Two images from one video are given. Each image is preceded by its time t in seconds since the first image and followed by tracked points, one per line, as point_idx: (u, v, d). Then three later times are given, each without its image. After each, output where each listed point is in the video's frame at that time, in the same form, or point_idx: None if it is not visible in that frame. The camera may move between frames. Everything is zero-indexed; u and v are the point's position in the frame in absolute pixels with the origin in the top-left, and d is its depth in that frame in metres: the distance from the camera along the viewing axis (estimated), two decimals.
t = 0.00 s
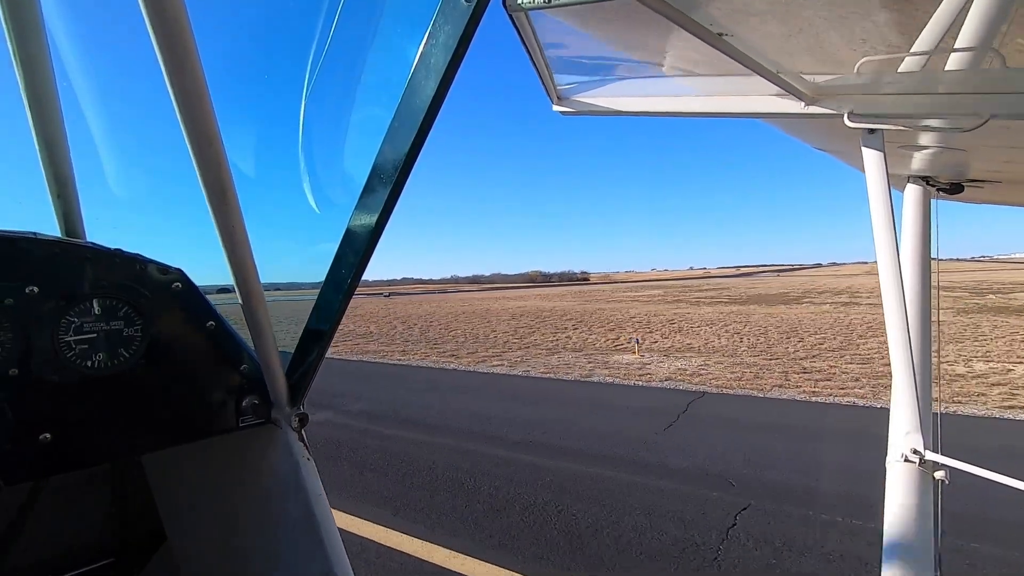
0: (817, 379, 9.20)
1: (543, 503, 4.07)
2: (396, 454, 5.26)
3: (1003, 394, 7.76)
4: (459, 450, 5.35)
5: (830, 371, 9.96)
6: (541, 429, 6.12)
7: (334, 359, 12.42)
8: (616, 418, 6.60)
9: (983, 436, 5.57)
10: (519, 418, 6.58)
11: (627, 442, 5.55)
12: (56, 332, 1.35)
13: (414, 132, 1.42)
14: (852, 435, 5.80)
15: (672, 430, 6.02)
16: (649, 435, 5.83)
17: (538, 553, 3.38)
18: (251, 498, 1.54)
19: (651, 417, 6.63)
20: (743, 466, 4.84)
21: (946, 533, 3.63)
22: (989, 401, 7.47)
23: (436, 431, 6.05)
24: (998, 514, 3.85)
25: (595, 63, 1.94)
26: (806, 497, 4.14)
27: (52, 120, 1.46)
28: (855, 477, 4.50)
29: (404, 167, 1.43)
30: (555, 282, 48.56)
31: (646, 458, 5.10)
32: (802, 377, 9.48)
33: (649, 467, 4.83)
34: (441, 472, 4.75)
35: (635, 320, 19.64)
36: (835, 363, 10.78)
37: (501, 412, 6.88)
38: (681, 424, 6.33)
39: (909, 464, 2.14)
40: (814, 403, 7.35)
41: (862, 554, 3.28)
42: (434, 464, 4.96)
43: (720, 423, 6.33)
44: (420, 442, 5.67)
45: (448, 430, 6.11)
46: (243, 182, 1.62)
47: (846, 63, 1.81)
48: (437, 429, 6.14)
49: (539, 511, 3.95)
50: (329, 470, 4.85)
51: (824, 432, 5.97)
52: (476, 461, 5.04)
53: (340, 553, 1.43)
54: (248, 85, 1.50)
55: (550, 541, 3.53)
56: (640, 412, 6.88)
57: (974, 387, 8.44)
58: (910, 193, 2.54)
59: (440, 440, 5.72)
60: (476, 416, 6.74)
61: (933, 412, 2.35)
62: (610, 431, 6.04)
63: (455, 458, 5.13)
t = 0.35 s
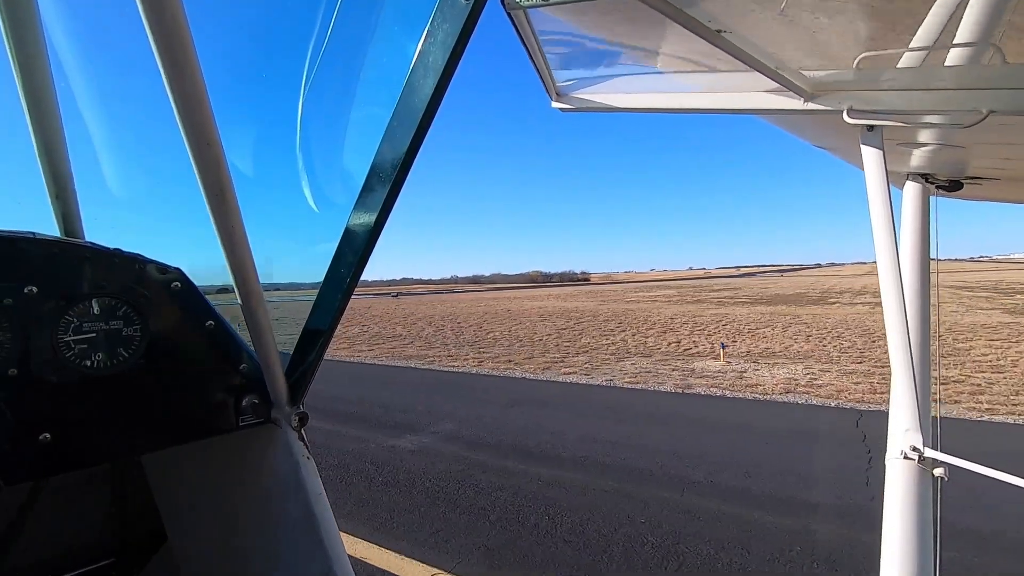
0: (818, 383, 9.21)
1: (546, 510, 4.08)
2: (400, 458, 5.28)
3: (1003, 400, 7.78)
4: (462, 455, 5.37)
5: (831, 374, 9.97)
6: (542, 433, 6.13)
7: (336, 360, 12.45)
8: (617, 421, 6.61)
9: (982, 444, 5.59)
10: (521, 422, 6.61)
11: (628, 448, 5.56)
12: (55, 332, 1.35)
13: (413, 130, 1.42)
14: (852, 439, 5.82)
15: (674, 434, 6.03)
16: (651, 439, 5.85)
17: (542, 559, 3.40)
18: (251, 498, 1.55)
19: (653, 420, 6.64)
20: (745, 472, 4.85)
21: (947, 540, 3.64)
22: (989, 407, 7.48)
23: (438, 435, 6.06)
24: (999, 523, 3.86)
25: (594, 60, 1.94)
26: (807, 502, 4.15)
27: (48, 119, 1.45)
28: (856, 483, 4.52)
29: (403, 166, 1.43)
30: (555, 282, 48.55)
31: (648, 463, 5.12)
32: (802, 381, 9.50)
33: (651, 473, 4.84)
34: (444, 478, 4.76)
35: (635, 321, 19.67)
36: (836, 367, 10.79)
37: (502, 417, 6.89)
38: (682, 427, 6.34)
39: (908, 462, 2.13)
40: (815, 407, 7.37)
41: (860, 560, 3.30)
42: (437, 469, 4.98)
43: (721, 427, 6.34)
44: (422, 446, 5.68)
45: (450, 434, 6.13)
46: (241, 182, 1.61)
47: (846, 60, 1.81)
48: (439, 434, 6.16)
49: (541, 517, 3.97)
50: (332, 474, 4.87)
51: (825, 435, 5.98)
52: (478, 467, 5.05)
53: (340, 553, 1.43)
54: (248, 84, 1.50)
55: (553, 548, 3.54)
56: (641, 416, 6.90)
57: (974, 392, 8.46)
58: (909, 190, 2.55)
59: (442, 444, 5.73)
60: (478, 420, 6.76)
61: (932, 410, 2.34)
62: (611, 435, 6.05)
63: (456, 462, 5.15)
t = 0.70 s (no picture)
0: (818, 389, 9.21)
1: (545, 524, 4.09)
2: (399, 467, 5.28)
3: (1003, 407, 7.77)
4: (462, 466, 5.38)
5: (831, 380, 9.97)
6: (542, 442, 6.14)
7: (335, 364, 12.44)
8: (617, 429, 6.61)
9: (981, 455, 5.59)
10: (521, 432, 6.60)
11: (628, 458, 5.57)
12: (54, 332, 1.35)
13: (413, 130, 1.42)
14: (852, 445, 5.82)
15: (673, 442, 6.03)
16: (650, 448, 5.85)
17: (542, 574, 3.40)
18: (251, 497, 1.55)
19: (653, 429, 6.64)
20: (745, 481, 4.85)
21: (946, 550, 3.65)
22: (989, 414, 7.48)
23: (438, 446, 6.07)
24: (998, 529, 3.87)
25: (594, 61, 1.94)
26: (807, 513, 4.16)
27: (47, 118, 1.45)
28: (855, 493, 4.52)
29: (404, 166, 1.43)
30: (555, 283, 48.56)
31: (647, 472, 5.12)
32: (802, 387, 9.49)
33: (651, 483, 4.84)
34: (443, 490, 4.77)
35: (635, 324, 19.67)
36: (836, 372, 10.78)
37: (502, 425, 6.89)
38: (682, 434, 6.34)
39: (908, 463, 2.12)
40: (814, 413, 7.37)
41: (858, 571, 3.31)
42: (437, 480, 4.98)
43: (720, 433, 6.34)
44: (422, 458, 5.69)
45: (450, 445, 6.13)
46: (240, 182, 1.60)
47: (845, 61, 1.81)
48: (439, 445, 6.16)
49: (541, 532, 3.98)
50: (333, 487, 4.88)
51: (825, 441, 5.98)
52: (478, 480, 5.05)
53: (341, 553, 1.43)
54: (248, 83, 1.50)
55: (552, 561, 3.55)
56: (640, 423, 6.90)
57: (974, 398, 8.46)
58: (909, 191, 2.55)
59: (442, 455, 5.73)
60: (477, 427, 6.78)
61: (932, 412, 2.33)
62: (611, 444, 6.05)
63: (456, 475, 5.15)
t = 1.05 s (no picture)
0: (815, 392, 9.23)
1: (543, 515, 4.08)
2: (396, 460, 5.28)
3: (999, 412, 7.80)
4: (459, 458, 5.36)
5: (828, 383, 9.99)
6: (539, 436, 6.13)
7: (332, 362, 12.41)
8: (615, 427, 6.61)
9: (977, 453, 5.60)
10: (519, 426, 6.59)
11: (626, 453, 5.56)
12: (51, 332, 1.35)
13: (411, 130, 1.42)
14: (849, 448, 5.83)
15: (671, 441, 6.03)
16: (649, 445, 5.85)
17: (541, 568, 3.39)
18: (250, 498, 1.55)
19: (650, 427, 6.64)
20: (742, 479, 4.86)
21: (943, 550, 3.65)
22: (985, 418, 7.51)
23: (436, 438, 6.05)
24: (994, 528, 3.88)
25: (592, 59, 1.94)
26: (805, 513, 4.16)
27: (43, 117, 1.45)
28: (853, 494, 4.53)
29: (402, 165, 1.43)
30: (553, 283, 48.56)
31: (645, 468, 5.12)
32: (799, 389, 9.51)
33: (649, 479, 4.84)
34: (441, 480, 4.75)
35: (633, 323, 19.67)
36: (833, 375, 10.80)
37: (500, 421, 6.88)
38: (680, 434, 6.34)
39: (906, 461, 2.13)
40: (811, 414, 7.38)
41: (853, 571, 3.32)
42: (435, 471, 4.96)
43: (718, 434, 6.34)
44: (420, 449, 5.66)
45: (448, 437, 6.11)
46: (237, 181, 1.59)
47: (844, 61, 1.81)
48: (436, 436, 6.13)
49: (539, 522, 3.96)
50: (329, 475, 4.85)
51: (822, 443, 5.99)
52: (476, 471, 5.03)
53: (339, 553, 1.43)
54: (246, 83, 1.49)
55: (549, 552, 3.56)
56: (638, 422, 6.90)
57: (970, 401, 8.49)
58: (906, 191, 2.54)
59: (440, 446, 5.71)
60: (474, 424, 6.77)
61: (928, 412, 2.34)
62: (609, 439, 6.05)
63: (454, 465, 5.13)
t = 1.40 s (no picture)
0: (813, 395, 9.24)
1: (542, 525, 4.08)
2: (393, 469, 5.27)
3: (997, 415, 7.81)
4: (458, 466, 5.36)
5: (826, 386, 10.00)
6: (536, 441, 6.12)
7: (330, 367, 12.39)
8: (614, 433, 6.61)
9: (974, 456, 5.61)
10: (517, 433, 6.57)
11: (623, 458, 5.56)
12: (48, 332, 1.35)
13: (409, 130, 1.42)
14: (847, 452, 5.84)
15: (670, 447, 6.04)
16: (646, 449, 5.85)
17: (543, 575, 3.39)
18: (249, 497, 1.54)
19: (649, 433, 6.64)
20: (738, 484, 4.87)
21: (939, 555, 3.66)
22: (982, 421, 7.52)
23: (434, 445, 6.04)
24: (991, 530, 3.89)
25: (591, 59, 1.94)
26: (803, 519, 4.17)
27: (41, 116, 1.46)
28: (850, 498, 4.54)
29: (400, 165, 1.43)
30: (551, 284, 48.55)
31: (643, 475, 5.12)
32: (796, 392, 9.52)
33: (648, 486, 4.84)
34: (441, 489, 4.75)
35: (631, 325, 19.67)
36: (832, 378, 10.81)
37: (499, 427, 6.88)
38: (679, 439, 6.35)
39: (902, 461, 2.14)
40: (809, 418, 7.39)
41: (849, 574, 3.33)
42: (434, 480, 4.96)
43: (717, 440, 6.35)
44: (419, 456, 5.66)
45: (446, 445, 6.10)
46: (236, 182, 1.59)
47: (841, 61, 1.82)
48: (435, 443, 6.13)
49: (538, 532, 3.97)
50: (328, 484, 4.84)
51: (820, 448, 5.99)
52: (475, 479, 5.03)
53: (338, 554, 1.42)
54: (245, 84, 1.49)
55: (544, 562, 3.57)
56: (637, 427, 6.90)
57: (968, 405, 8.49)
58: (903, 193, 2.52)
59: (438, 455, 5.71)
60: (471, 430, 6.77)
61: (925, 412, 2.35)
62: (608, 446, 6.05)
63: (453, 474, 5.13)
